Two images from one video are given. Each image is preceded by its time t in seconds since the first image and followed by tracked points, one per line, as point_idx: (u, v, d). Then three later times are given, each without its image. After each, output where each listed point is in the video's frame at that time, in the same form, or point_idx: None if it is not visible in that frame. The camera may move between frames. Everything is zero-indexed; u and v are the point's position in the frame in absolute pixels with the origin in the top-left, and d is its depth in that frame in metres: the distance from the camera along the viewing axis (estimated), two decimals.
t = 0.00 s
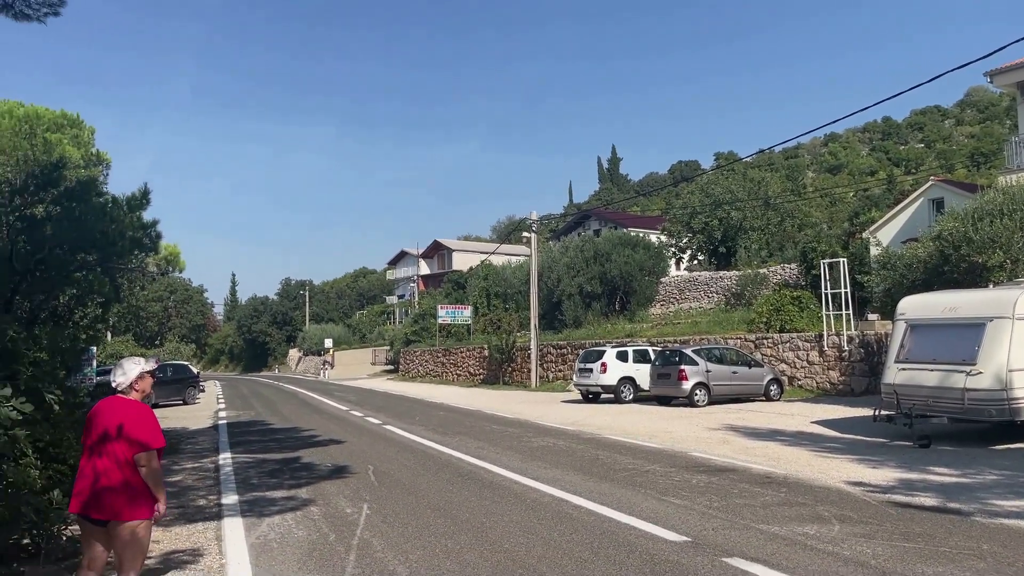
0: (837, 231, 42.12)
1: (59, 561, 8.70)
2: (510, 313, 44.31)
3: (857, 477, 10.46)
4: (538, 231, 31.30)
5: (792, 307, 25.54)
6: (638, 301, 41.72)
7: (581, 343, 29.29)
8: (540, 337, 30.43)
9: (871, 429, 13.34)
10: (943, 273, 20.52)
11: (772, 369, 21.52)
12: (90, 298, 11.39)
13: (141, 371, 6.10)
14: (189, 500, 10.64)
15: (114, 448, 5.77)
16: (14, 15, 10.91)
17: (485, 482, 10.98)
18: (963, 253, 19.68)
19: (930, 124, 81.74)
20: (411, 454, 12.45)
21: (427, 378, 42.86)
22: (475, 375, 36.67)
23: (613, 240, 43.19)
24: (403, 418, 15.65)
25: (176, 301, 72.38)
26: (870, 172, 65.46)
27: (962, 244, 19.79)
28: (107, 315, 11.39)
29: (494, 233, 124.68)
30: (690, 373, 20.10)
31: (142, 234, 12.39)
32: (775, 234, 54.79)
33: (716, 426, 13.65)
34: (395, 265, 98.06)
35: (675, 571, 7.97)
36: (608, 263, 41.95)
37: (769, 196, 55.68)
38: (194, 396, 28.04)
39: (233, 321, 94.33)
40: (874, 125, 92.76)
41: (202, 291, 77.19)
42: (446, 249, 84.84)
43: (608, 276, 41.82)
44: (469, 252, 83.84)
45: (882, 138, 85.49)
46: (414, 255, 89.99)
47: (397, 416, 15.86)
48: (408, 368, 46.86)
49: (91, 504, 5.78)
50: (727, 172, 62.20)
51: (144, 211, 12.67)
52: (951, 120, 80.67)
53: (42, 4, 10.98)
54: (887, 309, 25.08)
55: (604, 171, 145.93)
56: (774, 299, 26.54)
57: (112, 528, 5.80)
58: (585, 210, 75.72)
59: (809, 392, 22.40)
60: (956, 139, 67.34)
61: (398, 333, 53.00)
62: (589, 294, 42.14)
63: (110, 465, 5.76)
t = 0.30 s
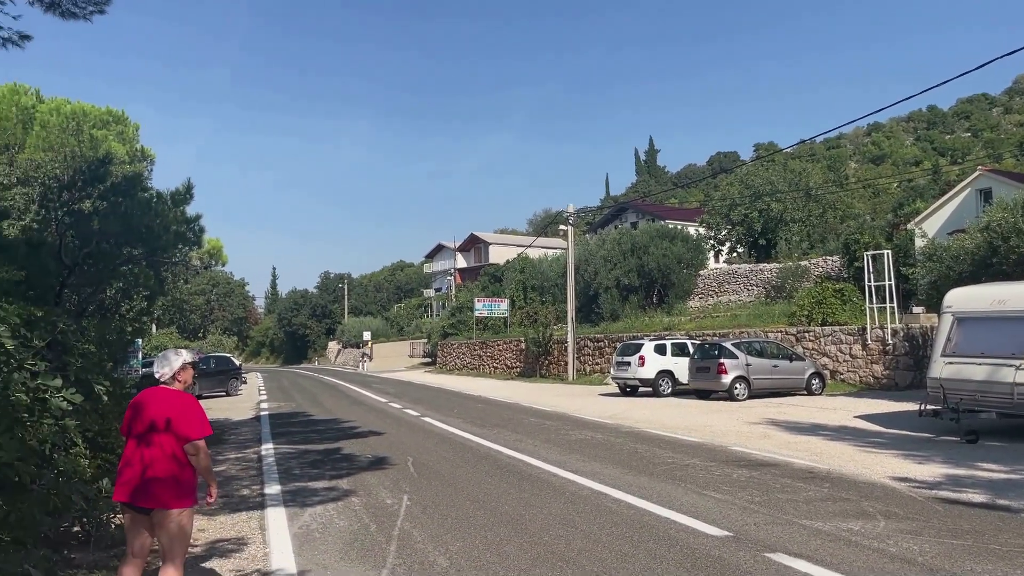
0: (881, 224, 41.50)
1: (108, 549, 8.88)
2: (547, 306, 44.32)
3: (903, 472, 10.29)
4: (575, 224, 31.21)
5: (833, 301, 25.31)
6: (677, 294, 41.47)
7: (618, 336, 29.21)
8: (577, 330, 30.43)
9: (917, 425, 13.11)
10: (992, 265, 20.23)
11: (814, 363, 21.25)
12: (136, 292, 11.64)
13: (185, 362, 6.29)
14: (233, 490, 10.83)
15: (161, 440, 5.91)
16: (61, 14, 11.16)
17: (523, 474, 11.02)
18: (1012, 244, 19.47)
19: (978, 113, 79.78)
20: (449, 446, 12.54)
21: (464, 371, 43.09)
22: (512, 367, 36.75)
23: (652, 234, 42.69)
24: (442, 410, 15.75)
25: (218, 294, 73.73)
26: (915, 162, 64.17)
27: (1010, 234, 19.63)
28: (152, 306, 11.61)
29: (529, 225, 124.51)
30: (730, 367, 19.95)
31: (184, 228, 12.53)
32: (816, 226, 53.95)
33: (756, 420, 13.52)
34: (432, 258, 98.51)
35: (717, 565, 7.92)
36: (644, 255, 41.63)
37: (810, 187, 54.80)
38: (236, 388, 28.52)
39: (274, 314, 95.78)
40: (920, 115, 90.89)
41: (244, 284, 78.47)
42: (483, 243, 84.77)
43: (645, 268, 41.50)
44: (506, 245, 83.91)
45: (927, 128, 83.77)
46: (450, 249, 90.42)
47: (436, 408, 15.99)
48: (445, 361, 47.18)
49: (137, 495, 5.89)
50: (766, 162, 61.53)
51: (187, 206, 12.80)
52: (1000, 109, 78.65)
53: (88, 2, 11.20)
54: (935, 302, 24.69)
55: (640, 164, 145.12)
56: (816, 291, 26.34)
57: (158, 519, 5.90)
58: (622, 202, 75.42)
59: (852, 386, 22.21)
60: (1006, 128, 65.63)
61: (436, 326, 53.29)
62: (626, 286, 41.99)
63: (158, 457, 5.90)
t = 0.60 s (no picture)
0: (924, 215, 40.87)
1: (152, 537, 9.06)
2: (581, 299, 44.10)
3: (945, 469, 10.11)
4: (609, 218, 31.15)
5: (875, 294, 25.12)
6: (713, 288, 40.83)
7: (654, 329, 29.12)
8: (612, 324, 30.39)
9: (960, 420, 12.88)
10: None
11: (854, 357, 21.02)
12: (177, 285, 11.96)
13: (226, 355, 6.43)
14: (273, 480, 10.99)
15: (204, 433, 6.03)
16: (104, 12, 11.35)
17: (559, 467, 11.04)
18: None
19: None
20: (485, 439, 12.60)
21: (499, 364, 43.20)
22: (547, 360, 36.81)
23: (687, 226, 42.17)
24: (478, 403, 15.83)
25: (257, 287, 74.87)
26: (959, 153, 62.89)
27: None
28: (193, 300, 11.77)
29: (563, 218, 123.93)
30: (768, 361, 19.81)
31: (225, 222, 12.76)
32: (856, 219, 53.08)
33: (795, 414, 13.39)
34: (467, 252, 98.86)
35: (756, 561, 7.85)
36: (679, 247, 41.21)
37: (850, 178, 53.82)
38: (275, 379, 28.95)
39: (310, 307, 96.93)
40: (964, 104, 88.98)
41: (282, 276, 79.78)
42: (517, 236, 84.23)
43: (681, 261, 41.06)
44: (540, 239, 83.85)
45: (972, 118, 82.04)
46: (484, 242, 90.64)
47: (472, 401, 16.07)
48: (480, 354, 47.42)
49: (179, 485, 6.00)
50: (805, 154, 60.77)
51: (227, 201, 13.04)
52: None
53: None
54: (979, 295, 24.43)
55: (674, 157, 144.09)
56: (856, 285, 26.15)
57: (198, 508, 6.01)
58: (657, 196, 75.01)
59: (893, 380, 22.01)
60: None
61: (471, 319, 53.53)
62: (661, 280, 41.57)
63: (200, 448, 6.01)
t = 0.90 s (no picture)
0: (961, 208, 40.20)
1: (188, 527, 9.18)
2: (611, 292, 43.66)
3: (984, 465, 9.93)
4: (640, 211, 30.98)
5: (911, 287, 24.83)
6: (745, 281, 40.38)
7: (685, 323, 28.95)
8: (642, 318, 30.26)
9: (998, 415, 12.67)
10: None
11: (889, 351, 20.78)
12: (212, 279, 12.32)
13: (259, 348, 6.47)
14: (307, 471, 11.11)
15: (238, 424, 6.10)
16: (139, 8, 11.49)
17: (589, 461, 11.04)
18: None
19: None
20: (515, 432, 12.65)
21: (528, 358, 43.23)
22: (576, 354, 36.79)
23: (719, 219, 41.85)
24: (510, 396, 15.86)
25: (290, 281, 75.68)
26: (998, 144, 61.63)
27: None
28: (226, 292, 11.95)
29: (592, 211, 123.21)
30: (802, 355, 19.64)
31: (259, 217, 12.99)
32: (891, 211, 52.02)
33: (828, 409, 13.25)
34: (496, 245, 98.83)
35: (791, 557, 7.77)
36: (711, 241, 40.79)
37: (886, 171, 52.94)
38: (307, 372, 29.22)
39: (340, 301, 97.70)
40: (1004, 94, 87.14)
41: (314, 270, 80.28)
42: (547, 230, 84.01)
43: (713, 255, 40.68)
44: (570, 232, 83.56)
45: (1012, 108, 80.30)
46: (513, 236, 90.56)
47: (503, 395, 16.13)
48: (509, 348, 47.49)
49: (213, 475, 6.05)
50: (838, 146, 59.95)
51: (260, 194, 13.23)
52: None
53: None
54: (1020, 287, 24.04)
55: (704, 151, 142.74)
56: (892, 278, 25.90)
57: (233, 498, 6.06)
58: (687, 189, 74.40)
59: (930, 375, 21.77)
60: None
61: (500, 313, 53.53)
62: (693, 273, 41.23)
63: (235, 439, 6.08)
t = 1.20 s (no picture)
0: (994, 201, 39.49)
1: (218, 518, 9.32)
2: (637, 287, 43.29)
3: (1016, 463, 9.78)
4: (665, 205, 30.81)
5: (941, 283, 24.59)
6: (772, 276, 40.07)
7: (710, 318, 28.80)
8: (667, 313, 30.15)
9: None
10: None
11: (919, 347, 20.55)
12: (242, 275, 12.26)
13: (287, 340, 6.52)
14: (332, 464, 11.20)
15: (267, 417, 6.16)
16: (168, 5, 11.61)
17: (614, 456, 11.05)
18: None
19: None
20: (540, 427, 12.67)
21: (552, 353, 43.25)
22: (601, 350, 36.74)
23: (745, 214, 41.49)
24: (536, 391, 15.88)
25: (316, 275, 76.25)
26: None
27: None
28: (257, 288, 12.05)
29: (616, 206, 122.57)
30: (829, 351, 19.49)
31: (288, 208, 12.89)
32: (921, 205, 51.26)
33: (857, 405, 13.13)
34: (520, 240, 98.71)
35: (819, 553, 7.71)
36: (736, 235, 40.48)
37: (916, 164, 52.13)
38: (333, 366, 29.47)
39: (365, 295, 98.13)
40: None
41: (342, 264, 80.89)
42: (571, 225, 83.77)
43: (739, 250, 40.28)
44: (594, 227, 83.26)
45: None
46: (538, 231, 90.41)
47: (528, 389, 16.16)
48: (533, 343, 47.56)
49: (243, 468, 6.12)
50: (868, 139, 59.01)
51: (285, 189, 13.51)
52: None
53: None
54: None
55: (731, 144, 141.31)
56: (922, 272, 25.62)
57: (264, 490, 6.08)
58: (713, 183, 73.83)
59: (961, 371, 21.51)
60: None
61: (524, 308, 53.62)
62: (719, 268, 40.85)
63: (263, 432, 6.14)
